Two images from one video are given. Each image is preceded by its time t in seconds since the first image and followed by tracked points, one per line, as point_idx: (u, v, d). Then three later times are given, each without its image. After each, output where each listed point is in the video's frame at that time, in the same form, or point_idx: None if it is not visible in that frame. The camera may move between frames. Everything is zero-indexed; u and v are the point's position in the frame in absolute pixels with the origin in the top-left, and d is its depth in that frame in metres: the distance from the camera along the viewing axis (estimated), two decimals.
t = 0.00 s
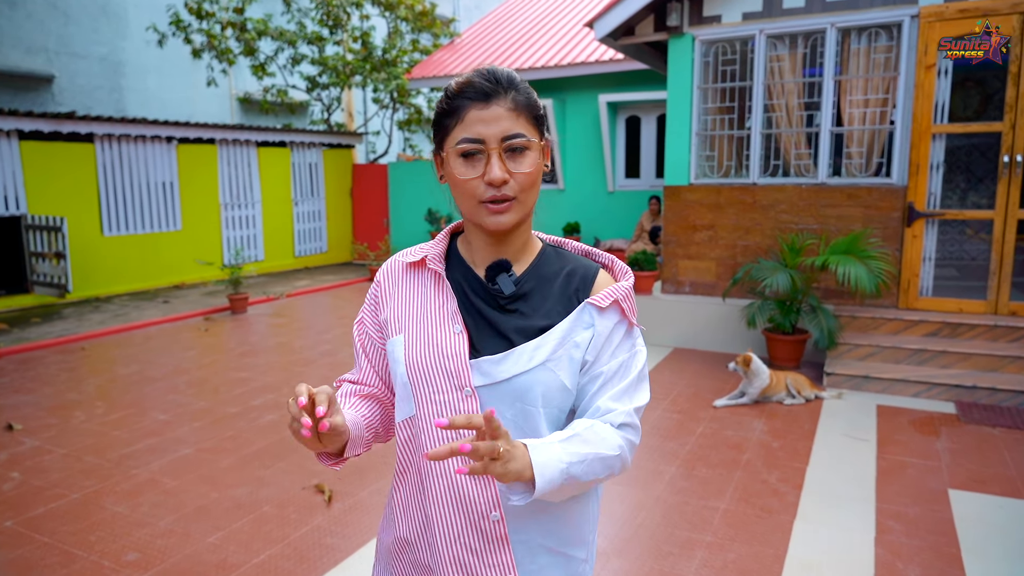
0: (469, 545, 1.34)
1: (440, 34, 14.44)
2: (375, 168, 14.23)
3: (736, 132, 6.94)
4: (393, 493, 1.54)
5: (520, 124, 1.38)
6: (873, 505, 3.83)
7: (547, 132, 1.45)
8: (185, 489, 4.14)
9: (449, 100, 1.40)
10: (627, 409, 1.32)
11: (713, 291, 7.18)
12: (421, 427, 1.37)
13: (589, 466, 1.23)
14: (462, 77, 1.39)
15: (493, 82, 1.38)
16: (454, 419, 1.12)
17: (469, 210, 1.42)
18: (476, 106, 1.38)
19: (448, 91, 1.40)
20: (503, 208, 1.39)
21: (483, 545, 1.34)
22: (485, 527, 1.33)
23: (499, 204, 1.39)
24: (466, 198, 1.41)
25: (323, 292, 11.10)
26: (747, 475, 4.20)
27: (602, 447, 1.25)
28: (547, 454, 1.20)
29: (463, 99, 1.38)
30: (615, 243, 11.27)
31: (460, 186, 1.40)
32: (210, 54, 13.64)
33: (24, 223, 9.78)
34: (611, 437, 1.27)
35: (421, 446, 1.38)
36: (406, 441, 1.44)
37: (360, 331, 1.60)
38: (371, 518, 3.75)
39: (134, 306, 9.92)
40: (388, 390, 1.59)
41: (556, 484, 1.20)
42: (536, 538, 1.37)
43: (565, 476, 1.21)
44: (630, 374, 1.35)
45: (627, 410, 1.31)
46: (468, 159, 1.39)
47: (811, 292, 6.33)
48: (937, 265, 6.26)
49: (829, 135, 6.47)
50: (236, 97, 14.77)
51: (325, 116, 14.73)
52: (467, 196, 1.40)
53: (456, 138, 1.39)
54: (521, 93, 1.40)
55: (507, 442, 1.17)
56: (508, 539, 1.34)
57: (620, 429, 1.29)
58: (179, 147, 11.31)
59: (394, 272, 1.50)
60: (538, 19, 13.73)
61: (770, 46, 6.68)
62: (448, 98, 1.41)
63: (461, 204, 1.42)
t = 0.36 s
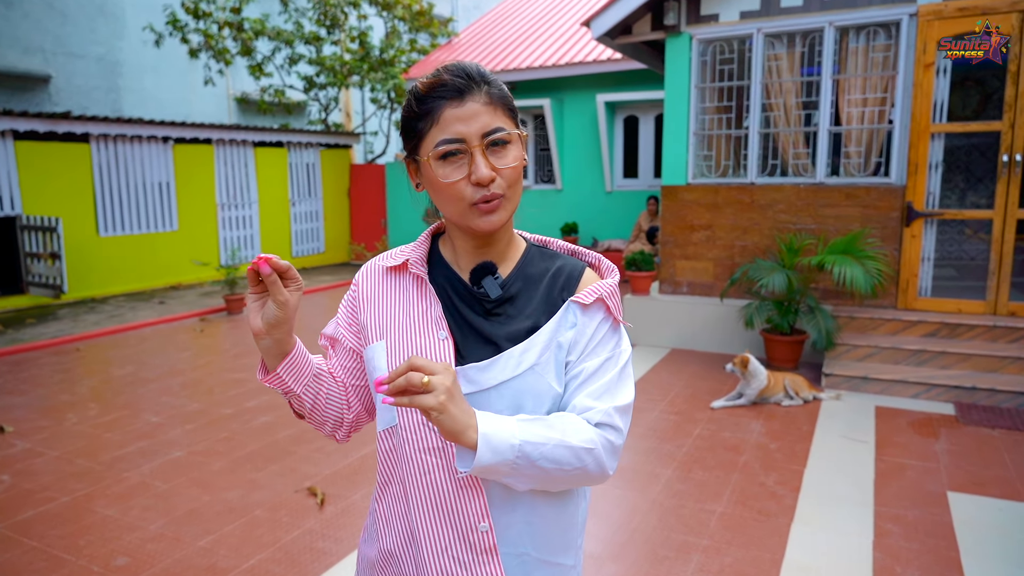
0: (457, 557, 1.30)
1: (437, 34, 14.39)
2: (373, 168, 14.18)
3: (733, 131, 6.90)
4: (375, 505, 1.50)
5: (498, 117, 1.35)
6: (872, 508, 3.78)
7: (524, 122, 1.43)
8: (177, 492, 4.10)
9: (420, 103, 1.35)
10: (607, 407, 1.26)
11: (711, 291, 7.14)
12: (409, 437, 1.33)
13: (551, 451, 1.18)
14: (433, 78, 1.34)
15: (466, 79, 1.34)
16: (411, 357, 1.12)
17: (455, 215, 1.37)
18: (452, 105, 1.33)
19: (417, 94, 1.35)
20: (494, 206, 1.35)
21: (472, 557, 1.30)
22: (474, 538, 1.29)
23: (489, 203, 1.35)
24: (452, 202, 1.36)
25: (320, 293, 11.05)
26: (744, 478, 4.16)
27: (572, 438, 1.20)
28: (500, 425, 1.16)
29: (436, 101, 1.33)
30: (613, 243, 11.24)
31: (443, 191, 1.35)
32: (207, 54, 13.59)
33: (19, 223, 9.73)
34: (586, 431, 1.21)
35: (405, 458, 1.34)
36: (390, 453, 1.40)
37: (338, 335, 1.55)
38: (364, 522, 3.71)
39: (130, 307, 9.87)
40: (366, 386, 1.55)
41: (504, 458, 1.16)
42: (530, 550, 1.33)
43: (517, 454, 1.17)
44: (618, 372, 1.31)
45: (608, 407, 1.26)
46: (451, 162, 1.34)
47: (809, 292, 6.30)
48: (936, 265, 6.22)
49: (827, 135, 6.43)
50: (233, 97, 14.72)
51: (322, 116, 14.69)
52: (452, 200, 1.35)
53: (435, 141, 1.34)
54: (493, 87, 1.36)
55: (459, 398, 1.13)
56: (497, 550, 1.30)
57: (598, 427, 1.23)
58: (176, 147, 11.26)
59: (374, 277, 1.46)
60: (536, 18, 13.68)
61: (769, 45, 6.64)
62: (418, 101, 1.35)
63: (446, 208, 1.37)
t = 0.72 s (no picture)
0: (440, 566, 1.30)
1: (439, 34, 14.35)
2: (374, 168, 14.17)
3: (735, 132, 6.87)
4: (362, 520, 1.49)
5: (491, 117, 1.32)
6: (873, 511, 3.76)
7: (519, 123, 1.40)
8: (174, 493, 4.08)
9: (412, 97, 1.33)
10: (596, 417, 1.23)
11: (712, 292, 7.11)
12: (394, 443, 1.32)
13: (535, 470, 1.16)
14: (427, 72, 1.32)
15: (461, 75, 1.32)
16: (377, 394, 1.12)
17: (441, 213, 1.35)
18: (444, 101, 1.31)
19: (410, 88, 1.33)
20: (480, 207, 1.33)
21: (454, 566, 1.29)
22: (456, 547, 1.29)
23: (476, 203, 1.33)
24: (439, 200, 1.34)
25: (320, 293, 11.03)
26: (744, 480, 4.14)
27: (558, 454, 1.17)
28: (479, 451, 1.14)
29: (427, 96, 1.31)
30: (615, 243, 11.22)
31: (430, 188, 1.33)
32: (209, 55, 13.59)
33: (20, 223, 9.73)
34: (571, 446, 1.19)
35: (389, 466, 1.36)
36: (375, 460, 1.40)
37: (327, 336, 1.54)
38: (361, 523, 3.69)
39: (130, 307, 9.86)
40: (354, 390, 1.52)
41: (488, 482, 1.14)
42: (516, 561, 1.30)
43: (499, 476, 1.15)
44: (608, 382, 1.28)
45: (597, 417, 1.23)
46: (440, 159, 1.32)
47: (811, 292, 6.27)
48: (938, 266, 6.19)
49: (829, 135, 6.41)
50: (235, 98, 14.73)
51: (324, 116, 14.69)
52: (439, 198, 1.33)
53: (425, 137, 1.32)
54: (490, 86, 1.34)
55: (431, 428, 1.12)
56: (480, 559, 1.29)
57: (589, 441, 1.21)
58: (177, 147, 11.26)
59: (362, 278, 1.45)
60: (538, 19, 13.67)
61: (770, 45, 6.61)
62: (411, 95, 1.33)
63: (433, 207, 1.36)
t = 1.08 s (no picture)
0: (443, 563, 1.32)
1: (445, 35, 14.26)
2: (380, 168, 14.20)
3: (740, 132, 6.86)
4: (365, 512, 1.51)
5: (487, 119, 1.33)
6: (877, 512, 3.75)
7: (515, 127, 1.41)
8: (180, 492, 4.11)
9: (409, 98, 1.34)
10: (593, 417, 1.26)
11: (718, 292, 7.10)
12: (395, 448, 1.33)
13: (535, 460, 1.19)
14: (423, 73, 1.33)
15: (458, 77, 1.33)
16: (386, 370, 1.16)
17: (435, 214, 1.35)
18: (440, 102, 1.32)
19: (407, 89, 1.34)
20: (475, 208, 1.33)
21: (457, 565, 1.31)
22: (459, 548, 1.30)
23: (470, 205, 1.33)
24: (433, 202, 1.34)
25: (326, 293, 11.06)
26: (748, 481, 4.13)
27: (556, 448, 1.20)
28: (482, 435, 1.17)
29: (424, 97, 1.32)
30: (620, 244, 11.22)
31: (423, 189, 1.34)
32: (216, 56, 13.64)
33: (28, 223, 9.79)
34: (571, 441, 1.22)
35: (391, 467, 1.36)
36: (376, 463, 1.41)
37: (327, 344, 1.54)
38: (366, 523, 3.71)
39: (138, 307, 9.91)
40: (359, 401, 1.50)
41: (486, 466, 1.17)
42: (518, 558, 1.32)
43: (499, 462, 1.17)
44: (600, 379, 1.29)
45: (592, 417, 1.26)
46: (435, 160, 1.33)
47: (817, 293, 6.25)
48: (944, 267, 6.17)
49: (835, 136, 6.39)
50: (242, 98, 14.79)
51: (330, 116, 14.73)
52: (432, 198, 1.34)
53: (420, 138, 1.33)
54: (485, 89, 1.35)
55: (438, 408, 1.15)
56: (483, 559, 1.31)
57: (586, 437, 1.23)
58: (184, 148, 11.31)
59: (360, 285, 1.45)
60: (544, 19, 13.67)
61: (776, 46, 6.60)
62: (408, 96, 1.35)
63: (426, 208, 1.36)
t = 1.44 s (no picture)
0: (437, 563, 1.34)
1: (447, 36, 14.25)
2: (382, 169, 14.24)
3: (740, 133, 6.87)
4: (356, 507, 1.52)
5: (472, 124, 1.36)
6: (875, 512, 3.76)
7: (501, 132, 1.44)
8: (182, 491, 4.14)
9: (397, 101, 1.36)
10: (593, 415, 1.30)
11: (718, 293, 7.12)
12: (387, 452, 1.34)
13: (553, 479, 1.22)
14: (412, 77, 1.36)
15: (446, 82, 1.35)
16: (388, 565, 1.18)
17: (421, 216, 1.37)
18: (427, 106, 1.34)
19: (396, 92, 1.37)
20: (457, 210, 1.35)
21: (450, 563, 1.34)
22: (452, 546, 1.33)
23: (453, 208, 1.36)
24: (417, 203, 1.37)
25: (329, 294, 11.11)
26: (747, 481, 4.15)
27: (565, 459, 1.23)
28: (500, 476, 1.19)
29: (412, 100, 1.35)
30: (622, 244, 11.25)
31: (408, 190, 1.36)
32: (219, 57, 13.70)
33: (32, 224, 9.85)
34: (578, 447, 1.25)
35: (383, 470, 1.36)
36: (367, 464, 1.42)
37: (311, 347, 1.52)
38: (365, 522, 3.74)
39: (141, 307, 9.97)
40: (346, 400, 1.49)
41: (514, 503, 1.20)
42: (509, 555, 1.36)
43: (524, 495, 1.20)
44: (595, 379, 1.35)
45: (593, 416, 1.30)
46: (420, 162, 1.35)
47: (817, 294, 6.26)
48: (944, 267, 6.17)
49: (835, 136, 6.40)
50: (245, 99, 14.86)
51: (333, 117, 14.77)
52: (418, 200, 1.36)
53: (406, 140, 1.35)
54: (472, 94, 1.38)
55: (438, 518, 1.16)
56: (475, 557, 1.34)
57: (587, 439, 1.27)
58: (187, 149, 11.36)
59: (347, 287, 1.46)
60: (546, 20, 13.70)
61: (776, 47, 6.61)
62: (396, 99, 1.37)
63: (412, 210, 1.38)
